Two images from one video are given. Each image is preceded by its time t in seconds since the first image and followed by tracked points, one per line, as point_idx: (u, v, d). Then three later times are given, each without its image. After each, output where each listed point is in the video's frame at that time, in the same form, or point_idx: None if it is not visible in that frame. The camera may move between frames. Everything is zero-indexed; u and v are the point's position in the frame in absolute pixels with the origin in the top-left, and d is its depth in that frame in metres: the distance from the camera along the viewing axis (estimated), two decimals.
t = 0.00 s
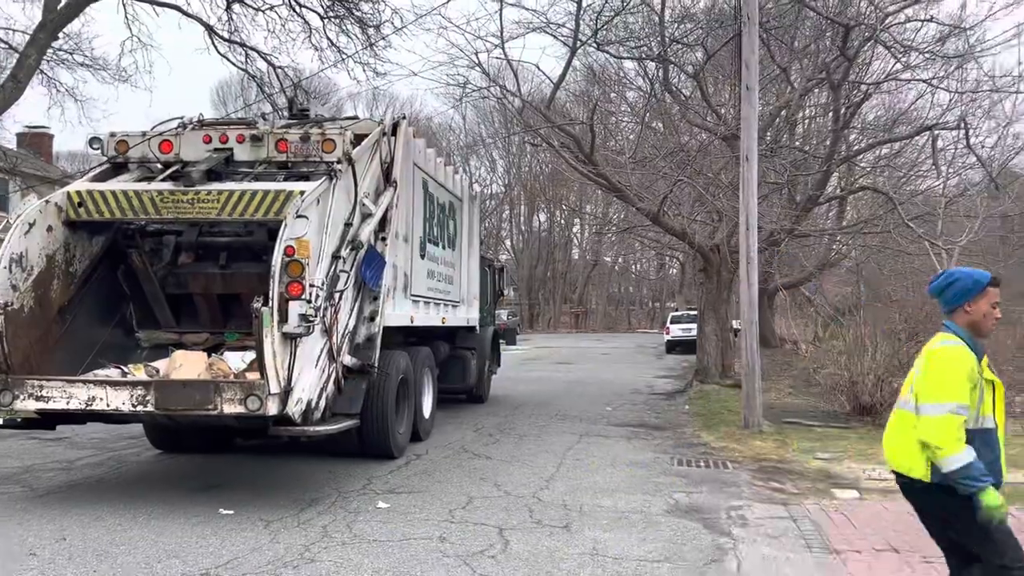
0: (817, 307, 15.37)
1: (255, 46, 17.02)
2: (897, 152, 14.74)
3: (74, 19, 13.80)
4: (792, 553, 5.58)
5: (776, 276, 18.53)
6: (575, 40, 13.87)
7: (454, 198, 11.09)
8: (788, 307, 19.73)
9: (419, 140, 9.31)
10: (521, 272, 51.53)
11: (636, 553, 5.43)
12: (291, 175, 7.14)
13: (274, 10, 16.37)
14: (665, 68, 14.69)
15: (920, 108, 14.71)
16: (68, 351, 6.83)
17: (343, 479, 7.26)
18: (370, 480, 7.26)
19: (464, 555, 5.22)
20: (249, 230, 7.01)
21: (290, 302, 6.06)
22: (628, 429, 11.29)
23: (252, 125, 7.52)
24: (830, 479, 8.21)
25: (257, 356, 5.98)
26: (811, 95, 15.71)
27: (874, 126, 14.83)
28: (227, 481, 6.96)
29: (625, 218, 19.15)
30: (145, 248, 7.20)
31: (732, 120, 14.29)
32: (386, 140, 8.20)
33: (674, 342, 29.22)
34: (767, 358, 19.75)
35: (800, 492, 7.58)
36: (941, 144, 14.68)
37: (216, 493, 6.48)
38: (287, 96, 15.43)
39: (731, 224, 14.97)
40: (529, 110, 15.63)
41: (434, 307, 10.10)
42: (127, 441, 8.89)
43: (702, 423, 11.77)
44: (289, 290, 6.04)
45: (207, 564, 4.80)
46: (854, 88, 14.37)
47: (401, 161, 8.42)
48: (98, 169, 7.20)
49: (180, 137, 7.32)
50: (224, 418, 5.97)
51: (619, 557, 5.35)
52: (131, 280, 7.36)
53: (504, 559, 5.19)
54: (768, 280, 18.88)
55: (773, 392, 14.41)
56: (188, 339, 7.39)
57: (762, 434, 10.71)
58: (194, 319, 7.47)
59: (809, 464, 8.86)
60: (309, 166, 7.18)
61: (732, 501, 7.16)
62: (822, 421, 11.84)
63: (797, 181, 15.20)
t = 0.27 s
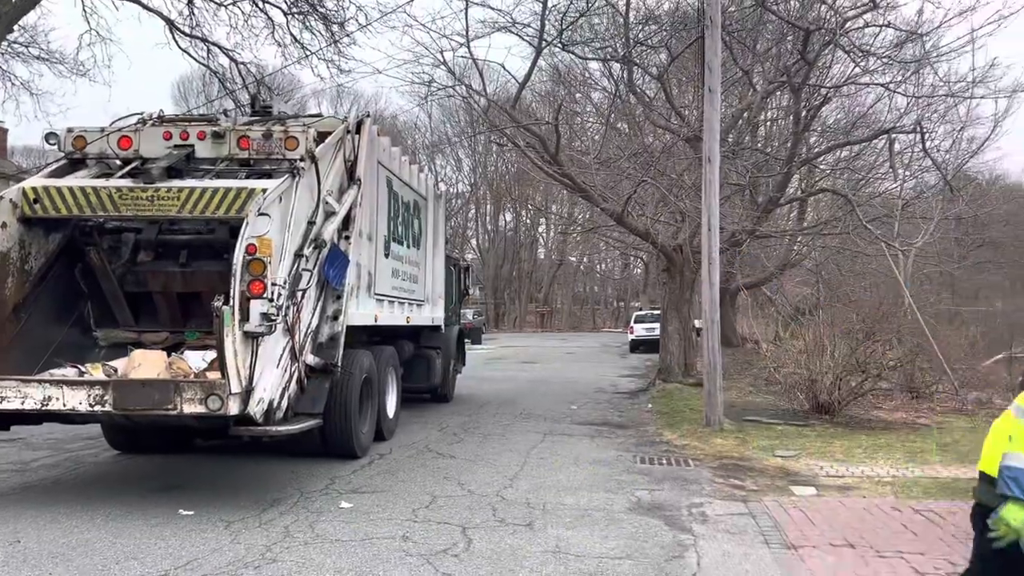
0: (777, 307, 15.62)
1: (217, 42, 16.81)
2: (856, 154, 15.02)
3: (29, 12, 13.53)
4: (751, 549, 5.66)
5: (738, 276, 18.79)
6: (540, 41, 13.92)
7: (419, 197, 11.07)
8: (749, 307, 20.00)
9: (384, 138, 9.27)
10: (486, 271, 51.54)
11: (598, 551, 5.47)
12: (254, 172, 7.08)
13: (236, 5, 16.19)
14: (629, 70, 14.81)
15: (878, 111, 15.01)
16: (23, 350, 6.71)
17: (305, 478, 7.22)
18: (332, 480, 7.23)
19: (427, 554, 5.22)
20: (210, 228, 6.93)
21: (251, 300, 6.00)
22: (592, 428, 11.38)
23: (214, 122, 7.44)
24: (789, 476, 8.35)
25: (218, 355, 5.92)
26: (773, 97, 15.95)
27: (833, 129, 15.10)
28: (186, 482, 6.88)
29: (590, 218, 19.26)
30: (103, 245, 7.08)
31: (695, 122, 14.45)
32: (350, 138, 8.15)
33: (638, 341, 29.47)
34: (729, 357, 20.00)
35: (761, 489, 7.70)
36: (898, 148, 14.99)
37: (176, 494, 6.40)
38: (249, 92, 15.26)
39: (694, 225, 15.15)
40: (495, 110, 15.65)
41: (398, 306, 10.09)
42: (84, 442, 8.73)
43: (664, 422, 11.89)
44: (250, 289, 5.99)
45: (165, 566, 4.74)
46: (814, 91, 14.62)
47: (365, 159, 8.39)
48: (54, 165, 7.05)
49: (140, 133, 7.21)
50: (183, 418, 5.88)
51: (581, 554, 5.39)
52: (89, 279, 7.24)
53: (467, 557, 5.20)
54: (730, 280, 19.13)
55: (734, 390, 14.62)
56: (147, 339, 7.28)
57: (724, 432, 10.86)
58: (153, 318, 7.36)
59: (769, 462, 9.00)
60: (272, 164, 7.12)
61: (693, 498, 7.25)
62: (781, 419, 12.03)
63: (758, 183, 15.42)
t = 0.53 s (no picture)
0: (753, 307, 15.76)
1: (193, 39, 16.68)
2: (830, 157, 15.20)
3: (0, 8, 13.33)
4: (726, 548, 5.71)
5: (715, 276, 18.93)
6: (519, 41, 13.94)
7: (397, 197, 11.05)
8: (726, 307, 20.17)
9: (361, 138, 9.25)
10: (465, 271, 51.52)
11: (575, 550, 5.50)
12: (230, 172, 7.04)
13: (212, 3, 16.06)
14: (607, 71, 14.88)
15: (852, 114, 15.19)
16: None
17: (281, 480, 7.19)
18: (309, 481, 7.21)
19: (404, 555, 5.22)
20: (185, 227, 6.88)
21: (227, 301, 5.97)
22: (569, 427, 11.42)
23: (190, 121, 7.38)
24: (764, 475, 8.44)
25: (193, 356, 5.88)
26: (749, 99, 16.09)
27: (808, 131, 15.26)
28: (161, 484, 6.83)
29: (568, 219, 19.33)
30: (77, 244, 6.97)
31: (672, 123, 14.55)
32: (327, 138, 8.13)
33: (616, 341, 29.61)
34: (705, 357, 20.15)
35: (735, 488, 7.79)
36: (872, 150, 15.18)
37: (150, 496, 6.35)
38: (225, 91, 15.15)
39: (671, 226, 15.25)
40: (473, 110, 15.64)
41: (376, 306, 10.07)
42: (57, 443, 8.64)
43: (641, 421, 11.97)
44: (226, 289, 5.95)
45: (139, 569, 4.71)
46: (789, 93, 14.77)
47: (342, 159, 8.37)
48: (26, 164, 6.96)
49: (114, 132, 7.13)
50: (158, 419, 5.84)
51: (558, 554, 5.42)
52: (62, 278, 7.14)
53: (443, 558, 5.22)
54: (707, 280, 19.27)
55: (710, 390, 14.74)
56: (122, 339, 7.21)
57: (700, 431, 10.94)
58: (128, 318, 7.29)
59: (744, 461, 9.09)
60: (248, 164, 7.08)
61: (669, 497, 7.31)
62: (757, 418, 12.14)
63: (735, 184, 15.55)
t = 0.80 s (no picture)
0: (740, 307, 15.82)
1: (179, 38, 16.59)
2: (817, 157, 15.28)
3: None
4: (714, 547, 5.73)
5: (703, 276, 19.00)
6: (507, 41, 13.95)
7: (385, 196, 11.03)
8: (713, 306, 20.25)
9: (349, 137, 9.24)
10: (453, 270, 51.49)
11: (563, 550, 5.52)
12: (217, 172, 7.01)
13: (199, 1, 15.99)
14: (595, 71, 14.92)
15: (838, 114, 15.29)
16: None
17: (269, 480, 7.17)
18: (297, 481, 7.19)
19: (392, 555, 5.22)
20: (172, 227, 6.85)
21: (214, 301, 5.94)
22: (558, 427, 11.43)
23: (177, 120, 7.33)
24: (751, 473, 8.48)
25: (179, 356, 5.85)
26: (737, 100, 16.16)
27: (795, 131, 15.34)
28: (147, 485, 6.79)
29: (556, 219, 19.35)
30: (62, 245, 6.93)
31: (660, 123, 14.59)
32: (315, 137, 8.11)
33: (604, 341, 29.67)
34: (693, 357, 20.22)
35: (722, 487, 7.82)
36: (858, 150, 15.28)
37: (136, 497, 6.32)
38: (212, 89, 15.08)
39: (659, 225, 15.30)
40: (461, 110, 15.63)
41: (364, 306, 10.05)
42: (42, 445, 8.58)
43: (629, 420, 12.01)
44: (213, 289, 5.92)
45: (126, 570, 4.69)
46: (776, 94, 14.84)
47: (330, 158, 8.35)
48: (10, 163, 6.90)
49: (100, 131, 7.09)
50: (145, 420, 5.81)
51: (546, 553, 5.43)
52: (47, 278, 7.09)
53: (432, 558, 5.22)
54: (694, 280, 19.33)
55: (698, 390, 14.79)
56: (108, 339, 7.17)
57: (687, 430, 10.99)
58: (113, 319, 7.23)
59: (731, 460, 9.13)
60: (234, 163, 7.05)
61: (657, 496, 7.34)
62: (744, 417, 12.20)
63: (722, 184, 15.62)
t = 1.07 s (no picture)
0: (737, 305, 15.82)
1: (174, 37, 16.55)
2: (813, 155, 15.28)
3: None
4: (710, 546, 5.70)
5: (700, 275, 18.99)
6: (503, 40, 13.92)
7: (380, 195, 11.00)
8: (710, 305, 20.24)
9: (344, 136, 9.21)
10: (450, 270, 51.44)
11: (559, 549, 5.49)
12: (210, 170, 6.98)
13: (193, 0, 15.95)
14: (591, 69, 14.92)
15: (834, 113, 15.29)
16: None
17: (263, 480, 7.14)
18: (291, 481, 7.16)
19: (386, 555, 5.19)
20: (165, 226, 6.81)
21: (207, 300, 5.91)
22: (554, 426, 11.41)
23: (170, 118, 7.31)
24: (748, 472, 8.46)
25: (173, 356, 5.82)
26: (733, 98, 16.15)
27: (792, 129, 15.34)
28: (141, 485, 6.75)
29: (553, 218, 19.33)
30: (55, 244, 6.89)
31: (656, 121, 14.58)
32: (310, 135, 8.08)
33: (600, 340, 29.65)
34: (690, 355, 20.21)
35: (718, 485, 7.81)
36: (854, 149, 15.28)
37: (130, 497, 6.28)
38: (207, 89, 15.03)
39: (655, 224, 15.28)
40: (457, 108, 15.60)
41: (359, 305, 10.02)
42: (36, 445, 8.55)
43: (625, 419, 12.00)
44: (206, 288, 5.89)
45: (118, 571, 4.66)
46: (772, 92, 14.83)
47: (325, 157, 8.32)
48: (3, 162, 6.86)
49: (92, 129, 7.05)
50: (138, 420, 5.78)
51: (541, 553, 5.40)
52: (39, 278, 7.05)
53: (426, 557, 5.19)
54: (691, 278, 19.32)
55: (694, 389, 14.78)
56: (101, 339, 7.13)
57: (684, 429, 10.97)
58: (107, 318, 7.20)
59: (727, 458, 9.12)
60: (228, 161, 7.03)
61: (653, 495, 7.32)
62: (740, 416, 12.19)
63: (719, 182, 15.60)
